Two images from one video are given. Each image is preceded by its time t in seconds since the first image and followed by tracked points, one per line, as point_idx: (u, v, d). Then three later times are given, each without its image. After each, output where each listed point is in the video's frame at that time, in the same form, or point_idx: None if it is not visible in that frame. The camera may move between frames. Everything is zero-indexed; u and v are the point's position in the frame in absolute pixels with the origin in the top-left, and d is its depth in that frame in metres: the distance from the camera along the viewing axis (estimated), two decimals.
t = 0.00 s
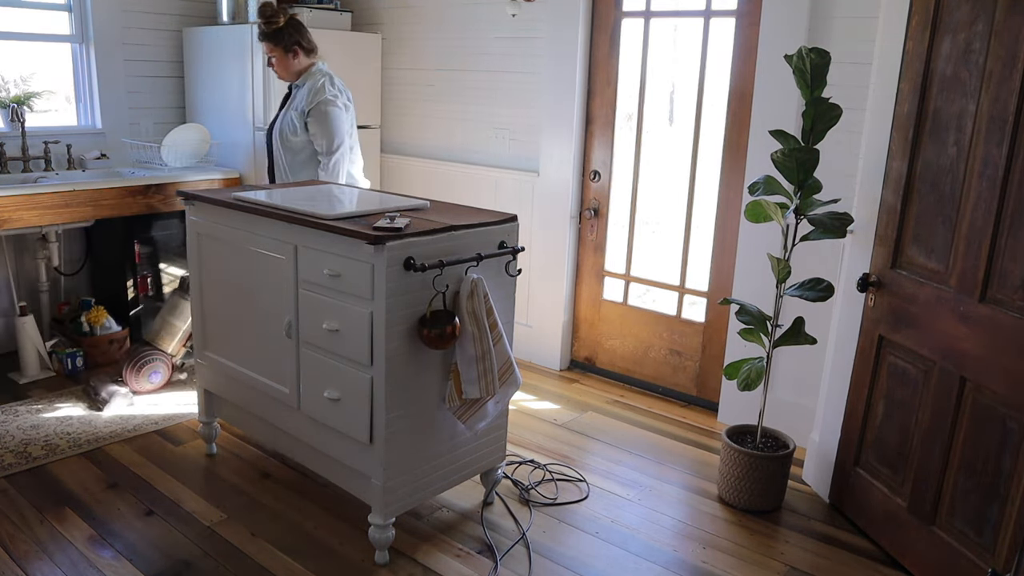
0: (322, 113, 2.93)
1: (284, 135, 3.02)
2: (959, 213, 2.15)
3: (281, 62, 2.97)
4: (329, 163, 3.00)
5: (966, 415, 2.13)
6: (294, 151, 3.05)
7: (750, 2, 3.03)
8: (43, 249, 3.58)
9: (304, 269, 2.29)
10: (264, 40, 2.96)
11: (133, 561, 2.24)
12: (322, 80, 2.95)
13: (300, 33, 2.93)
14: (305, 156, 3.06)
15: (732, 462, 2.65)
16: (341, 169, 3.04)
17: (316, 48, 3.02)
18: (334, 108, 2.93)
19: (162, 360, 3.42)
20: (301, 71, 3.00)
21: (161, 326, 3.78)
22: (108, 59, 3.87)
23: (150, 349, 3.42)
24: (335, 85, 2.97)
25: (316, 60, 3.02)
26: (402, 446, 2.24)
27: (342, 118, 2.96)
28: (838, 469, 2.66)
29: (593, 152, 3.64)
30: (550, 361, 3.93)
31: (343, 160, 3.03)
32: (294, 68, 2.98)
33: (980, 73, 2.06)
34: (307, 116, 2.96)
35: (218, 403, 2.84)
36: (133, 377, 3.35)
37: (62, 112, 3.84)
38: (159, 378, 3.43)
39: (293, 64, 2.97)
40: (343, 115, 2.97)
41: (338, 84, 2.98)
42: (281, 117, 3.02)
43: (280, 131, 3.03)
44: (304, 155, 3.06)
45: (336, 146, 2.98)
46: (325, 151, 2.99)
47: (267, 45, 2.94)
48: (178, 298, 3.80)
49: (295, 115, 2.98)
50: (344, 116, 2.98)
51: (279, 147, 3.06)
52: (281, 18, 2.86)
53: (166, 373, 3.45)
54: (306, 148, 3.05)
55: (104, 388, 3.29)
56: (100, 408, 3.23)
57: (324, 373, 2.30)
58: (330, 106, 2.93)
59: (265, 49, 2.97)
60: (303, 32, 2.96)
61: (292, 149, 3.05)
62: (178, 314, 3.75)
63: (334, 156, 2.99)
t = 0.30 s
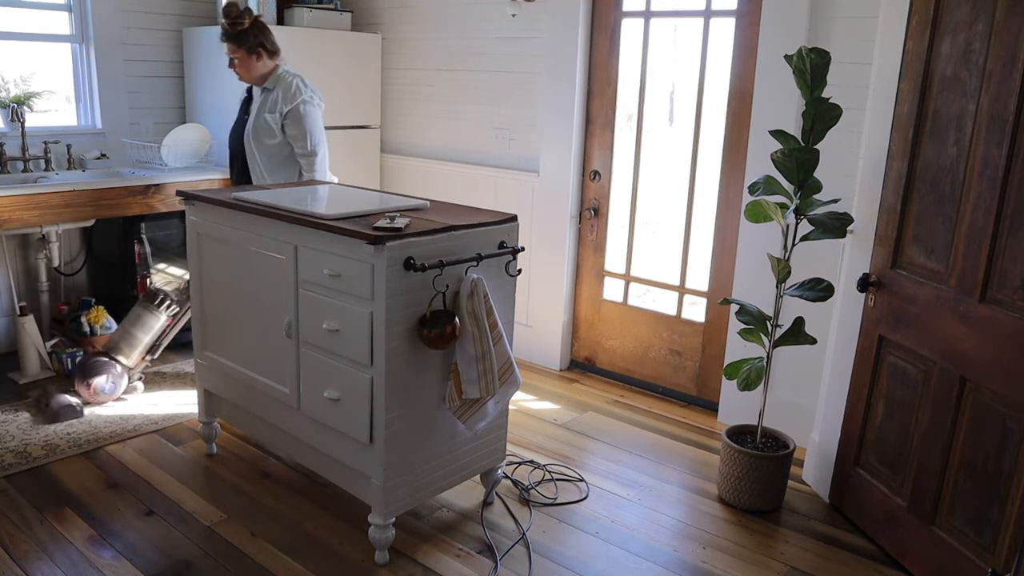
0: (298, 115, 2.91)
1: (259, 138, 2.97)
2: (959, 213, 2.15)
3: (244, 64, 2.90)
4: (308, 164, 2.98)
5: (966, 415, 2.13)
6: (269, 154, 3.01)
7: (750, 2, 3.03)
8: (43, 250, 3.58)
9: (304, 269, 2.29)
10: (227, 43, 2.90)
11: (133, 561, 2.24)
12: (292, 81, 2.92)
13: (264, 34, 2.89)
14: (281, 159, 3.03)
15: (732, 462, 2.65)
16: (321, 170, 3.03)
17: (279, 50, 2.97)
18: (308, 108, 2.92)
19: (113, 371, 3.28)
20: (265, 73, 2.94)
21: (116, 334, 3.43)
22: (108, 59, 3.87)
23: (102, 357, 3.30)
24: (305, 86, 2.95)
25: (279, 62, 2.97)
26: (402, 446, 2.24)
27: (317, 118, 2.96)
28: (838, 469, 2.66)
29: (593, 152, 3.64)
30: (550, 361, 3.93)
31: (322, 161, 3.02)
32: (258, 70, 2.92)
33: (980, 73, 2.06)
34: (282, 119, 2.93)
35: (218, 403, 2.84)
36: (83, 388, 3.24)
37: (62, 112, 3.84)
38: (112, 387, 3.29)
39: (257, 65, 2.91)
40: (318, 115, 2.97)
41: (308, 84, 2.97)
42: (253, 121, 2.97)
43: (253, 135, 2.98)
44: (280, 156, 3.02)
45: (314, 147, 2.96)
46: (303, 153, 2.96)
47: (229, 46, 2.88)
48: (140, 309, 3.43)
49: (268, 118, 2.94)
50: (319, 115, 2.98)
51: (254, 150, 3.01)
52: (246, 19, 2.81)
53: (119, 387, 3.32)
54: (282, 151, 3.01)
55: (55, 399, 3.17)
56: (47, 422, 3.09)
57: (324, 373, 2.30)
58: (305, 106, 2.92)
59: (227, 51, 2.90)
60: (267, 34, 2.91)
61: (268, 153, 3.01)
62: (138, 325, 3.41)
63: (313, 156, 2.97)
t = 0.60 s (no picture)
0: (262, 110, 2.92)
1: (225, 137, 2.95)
2: (959, 213, 2.15)
3: (197, 64, 2.85)
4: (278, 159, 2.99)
5: (966, 415, 2.13)
6: (236, 153, 2.98)
7: (750, 2, 3.03)
8: (43, 249, 3.58)
9: (304, 269, 2.29)
10: (177, 44, 2.84)
11: (133, 561, 2.24)
12: (250, 76, 2.92)
13: (217, 34, 2.85)
14: (249, 157, 3.01)
15: (732, 462, 2.65)
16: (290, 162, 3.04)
17: (231, 50, 2.93)
18: (269, 101, 2.94)
19: (40, 385, 3.13)
20: (219, 73, 2.90)
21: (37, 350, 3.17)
22: (108, 59, 3.87)
23: (24, 373, 3.12)
24: (262, 79, 2.95)
25: (231, 61, 2.94)
26: (401, 446, 2.24)
27: (279, 111, 2.98)
28: (838, 469, 2.66)
29: (593, 152, 3.64)
30: (550, 361, 3.93)
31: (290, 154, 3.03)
32: (211, 69, 2.88)
33: (980, 73, 2.06)
34: (245, 116, 2.92)
35: (218, 403, 2.84)
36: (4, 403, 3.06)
37: (62, 112, 3.84)
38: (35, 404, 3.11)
39: (211, 65, 2.86)
40: (279, 107, 2.99)
41: (264, 78, 2.98)
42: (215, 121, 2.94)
43: (218, 136, 2.95)
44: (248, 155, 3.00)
45: (280, 140, 2.98)
46: (271, 147, 2.97)
47: (181, 47, 2.82)
48: (66, 322, 3.21)
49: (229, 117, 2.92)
50: (280, 107, 3.00)
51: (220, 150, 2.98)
52: (198, 18, 2.79)
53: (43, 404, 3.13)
54: (248, 148, 2.99)
55: None
56: (19, 428, 3.02)
57: (323, 373, 2.30)
58: (265, 100, 2.93)
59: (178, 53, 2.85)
60: (219, 33, 2.88)
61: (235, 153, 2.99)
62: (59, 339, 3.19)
63: (280, 150, 2.98)
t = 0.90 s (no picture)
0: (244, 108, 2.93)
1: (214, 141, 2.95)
2: (959, 213, 2.15)
3: (173, 71, 2.83)
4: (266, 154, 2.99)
5: (966, 415, 2.13)
6: (225, 154, 2.99)
7: (750, 2, 3.03)
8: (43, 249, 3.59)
9: (304, 269, 2.29)
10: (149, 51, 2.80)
11: (133, 561, 2.24)
12: (227, 75, 2.92)
13: (189, 37, 2.82)
14: (239, 155, 3.01)
15: (732, 462, 2.65)
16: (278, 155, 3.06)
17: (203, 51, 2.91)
18: (249, 97, 2.95)
19: None
20: (195, 76, 2.89)
21: None
22: (108, 59, 3.87)
23: None
24: (239, 77, 2.96)
25: (205, 62, 2.92)
26: (402, 447, 2.24)
27: (260, 106, 2.99)
28: (838, 469, 2.66)
29: (593, 152, 3.64)
30: (550, 361, 3.93)
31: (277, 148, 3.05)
32: (187, 72, 2.86)
33: (980, 73, 2.06)
34: (228, 114, 2.92)
35: (218, 403, 2.84)
36: None
37: (62, 112, 3.84)
38: None
39: (187, 70, 2.85)
40: (261, 102, 3.00)
41: (241, 75, 2.98)
42: (199, 124, 2.93)
43: (205, 138, 2.95)
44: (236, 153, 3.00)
45: (266, 135, 2.99)
46: (258, 143, 2.98)
47: (153, 55, 2.79)
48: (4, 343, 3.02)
49: (213, 118, 2.92)
50: (262, 102, 3.01)
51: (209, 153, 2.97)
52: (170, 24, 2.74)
53: None
54: (235, 147, 3.00)
55: None
56: (19, 429, 3.02)
57: (323, 374, 2.30)
58: (245, 96, 2.94)
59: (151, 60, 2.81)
60: (191, 36, 2.85)
61: (224, 154, 2.98)
62: None
63: (266, 145, 2.99)
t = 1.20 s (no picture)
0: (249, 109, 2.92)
1: (221, 142, 2.95)
2: (959, 213, 2.15)
3: (175, 73, 2.80)
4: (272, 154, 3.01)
5: (966, 415, 2.13)
6: (232, 154, 2.99)
7: (750, 2, 3.03)
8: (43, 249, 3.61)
9: (304, 269, 2.29)
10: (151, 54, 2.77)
11: (133, 561, 2.24)
12: (230, 75, 2.91)
13: (192, 40, 2.80)
14: (245, 155, 3.02)
15: (732, 462, 2.64)
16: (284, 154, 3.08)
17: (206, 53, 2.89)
18: (254, 96, 2.95)
19: None
20: (197, 79, 2.87)
21: None
22: (108, 59, 3.87)
23: None
24: (241, 77, 2.95)
25: (207, 64, 2.90)
26: (402, 447, 2.24)
27: (264, 105, 2.99)
28: (838, 468, 2.66)
29: (593, 152, 3.64)
30: (550, 361, 3.93)
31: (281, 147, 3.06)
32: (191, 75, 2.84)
33: (980, 73, 2.06)
34: (234, 115, 2.92)
35: (218, 403, 2.84)
36: None
37: (62, 112, 3.85)
38: None
39: (190, 72, 2.83)
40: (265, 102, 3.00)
41: (243, 74, 2.98)
42: (205, 125, 2.92)
43: (211, 139, 2.94)
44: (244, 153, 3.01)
45: (271, 134, 2.99)
46: (263, 143, 2.98)
47: (155, 58, 2.76)
48: None
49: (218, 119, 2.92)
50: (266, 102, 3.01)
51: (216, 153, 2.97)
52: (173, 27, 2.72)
53: None
54: (241, 147, 3.00)
55: None
56: (18, 429, 3.02)
57: (323, 374, 2.30)
58: (250, 96, 2.94)
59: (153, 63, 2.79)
60: (193, 38, 2.83)
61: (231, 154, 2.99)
62: None
63: (272, 144, 3.00)
